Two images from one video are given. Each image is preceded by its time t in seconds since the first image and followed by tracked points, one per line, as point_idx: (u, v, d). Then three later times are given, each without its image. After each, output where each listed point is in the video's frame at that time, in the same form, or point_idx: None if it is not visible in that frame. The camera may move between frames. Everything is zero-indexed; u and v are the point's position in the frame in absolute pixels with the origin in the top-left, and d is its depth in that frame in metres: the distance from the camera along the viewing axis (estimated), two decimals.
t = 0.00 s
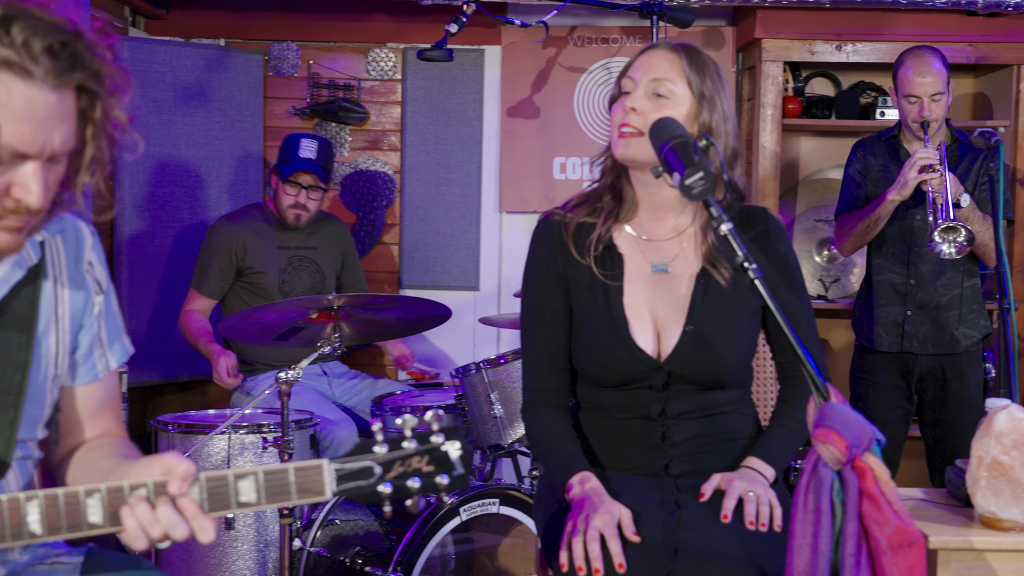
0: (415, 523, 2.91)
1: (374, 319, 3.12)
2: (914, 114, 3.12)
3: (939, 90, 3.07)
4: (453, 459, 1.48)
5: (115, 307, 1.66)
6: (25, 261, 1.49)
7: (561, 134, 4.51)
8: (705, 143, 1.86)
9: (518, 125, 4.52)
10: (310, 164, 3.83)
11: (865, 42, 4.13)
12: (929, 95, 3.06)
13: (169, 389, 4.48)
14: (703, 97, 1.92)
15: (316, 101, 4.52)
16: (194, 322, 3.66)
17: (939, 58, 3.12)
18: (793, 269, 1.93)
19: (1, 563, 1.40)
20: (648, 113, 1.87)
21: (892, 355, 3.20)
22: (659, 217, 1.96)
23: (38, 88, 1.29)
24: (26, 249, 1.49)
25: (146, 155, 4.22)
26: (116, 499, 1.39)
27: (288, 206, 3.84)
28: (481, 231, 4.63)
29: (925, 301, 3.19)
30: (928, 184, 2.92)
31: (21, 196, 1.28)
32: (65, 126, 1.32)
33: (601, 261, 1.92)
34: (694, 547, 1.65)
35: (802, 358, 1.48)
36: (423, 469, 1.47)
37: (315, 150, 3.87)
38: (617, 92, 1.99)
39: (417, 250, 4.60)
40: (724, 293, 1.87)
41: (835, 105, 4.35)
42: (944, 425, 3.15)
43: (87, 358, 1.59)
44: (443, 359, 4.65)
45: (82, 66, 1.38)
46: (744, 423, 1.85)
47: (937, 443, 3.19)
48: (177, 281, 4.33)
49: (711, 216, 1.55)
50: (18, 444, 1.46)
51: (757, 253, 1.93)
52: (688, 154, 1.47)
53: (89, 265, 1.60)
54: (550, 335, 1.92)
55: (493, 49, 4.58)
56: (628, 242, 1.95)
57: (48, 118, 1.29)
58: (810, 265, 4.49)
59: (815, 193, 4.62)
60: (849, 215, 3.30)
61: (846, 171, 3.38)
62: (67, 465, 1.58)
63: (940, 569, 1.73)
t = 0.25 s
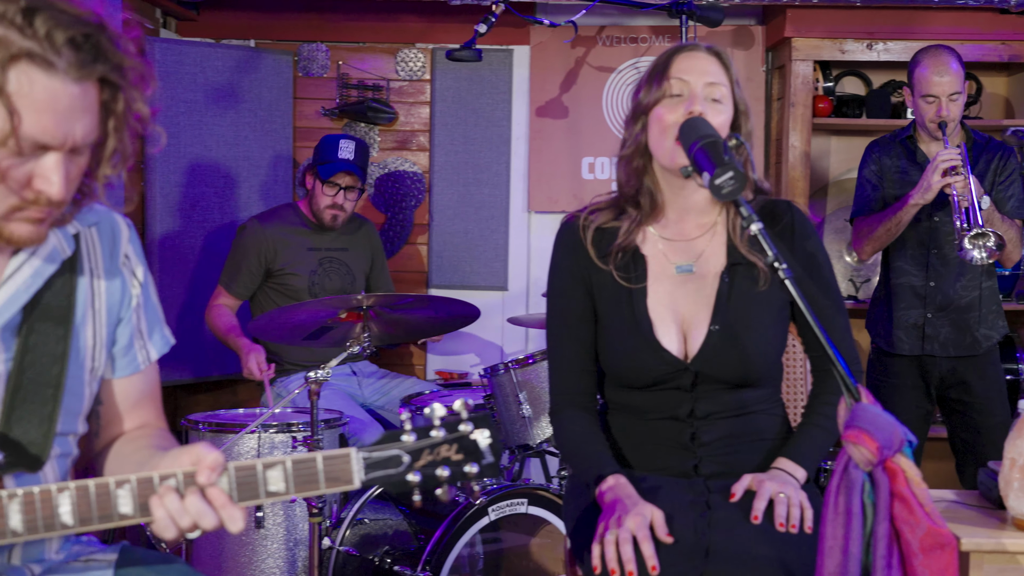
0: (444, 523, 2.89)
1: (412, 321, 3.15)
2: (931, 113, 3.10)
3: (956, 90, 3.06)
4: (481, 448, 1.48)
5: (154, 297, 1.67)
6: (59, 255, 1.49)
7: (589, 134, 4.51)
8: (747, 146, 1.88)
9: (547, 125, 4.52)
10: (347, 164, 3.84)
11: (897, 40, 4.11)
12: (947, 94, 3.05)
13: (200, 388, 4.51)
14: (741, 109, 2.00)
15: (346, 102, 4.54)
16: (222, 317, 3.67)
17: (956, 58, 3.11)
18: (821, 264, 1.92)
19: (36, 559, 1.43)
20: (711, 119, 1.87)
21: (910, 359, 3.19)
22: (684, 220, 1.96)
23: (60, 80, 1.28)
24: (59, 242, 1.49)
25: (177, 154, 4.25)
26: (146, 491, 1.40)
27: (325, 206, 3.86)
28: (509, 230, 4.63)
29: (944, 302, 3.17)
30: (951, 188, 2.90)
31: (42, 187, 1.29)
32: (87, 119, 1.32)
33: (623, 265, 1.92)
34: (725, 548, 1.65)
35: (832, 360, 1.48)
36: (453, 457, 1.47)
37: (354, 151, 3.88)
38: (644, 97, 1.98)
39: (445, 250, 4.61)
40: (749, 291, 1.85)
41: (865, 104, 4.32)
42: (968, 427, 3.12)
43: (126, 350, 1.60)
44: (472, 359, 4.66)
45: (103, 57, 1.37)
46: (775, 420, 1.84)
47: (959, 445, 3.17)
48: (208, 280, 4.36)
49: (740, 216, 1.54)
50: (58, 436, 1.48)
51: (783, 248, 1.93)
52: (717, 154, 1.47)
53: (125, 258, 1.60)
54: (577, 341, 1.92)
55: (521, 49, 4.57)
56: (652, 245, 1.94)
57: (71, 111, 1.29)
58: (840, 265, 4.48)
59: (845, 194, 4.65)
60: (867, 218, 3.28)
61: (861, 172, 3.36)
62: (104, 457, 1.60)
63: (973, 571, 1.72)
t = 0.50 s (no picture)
0: (471, 523, 2.89)
1: (443, 322, 3.16)
2: (954, 106, 3.10)
3: (977, 81, 3.07)
4: (511, 452, 1.52)
5: (184, 303, 1.68)
6: (94, 259, 1.51)
7: (617, 134, 4.50)
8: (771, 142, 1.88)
9: (574, 125, 4.52)
10: (343, 149, 3.90)
11: (926, 39, 4.09)
12: (967, 86, 3.05)
13: (228, 388, 4.53)
14: (763, 103, 2.00)
15: (373, 102, 4.55)
16: (256, 321, 3.71)
17: (977, 54, 3.13)
18: (848, 263, 1.91)
19: (67, 557, 1.44)
20: (731, 114, 1.86)
21: (934, 360, 3.17)
22: (711, 217, 1.93)
23: (88, 88, 1.30)
24: (94, 246, 1.52)
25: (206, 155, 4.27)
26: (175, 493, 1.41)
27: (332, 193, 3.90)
28: (536, 230, 4.63)
29: (970, 304, 3.13)
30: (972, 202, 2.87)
31: (73, 195, 1.29)
32: (117, 125, 1.32)
33: (648, 267, 1.92)
34: (751, 556, 1.64)
35: (862, 361, 1.46)
36: (481, 462, 1.50)
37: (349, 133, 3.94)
38: (665, 96, 1.98)
39: (473, 250, 4.61)
40: (774, 291, 1.84)
41: (895, 103, 4.30)
42: (993, 429, 3.10)
43: (156, 355, 1.61)
44: (499, 359, 4.66)
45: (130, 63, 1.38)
46: (804, 421, 1.83)
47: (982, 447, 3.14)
48: (239, 282, 4.39)
49: (769, 215, 1.54)
50: (92, 437, 1.50)
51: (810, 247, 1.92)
52: (745, 152, 1.47)
53: (158, 265, 1.61)
54: (603, 345, 1.92)
55: (549, 48, 4.58)
56: (678, 246, 1.94)
57: (99, 118, 1.30)
58: (869, 265, 4.47)
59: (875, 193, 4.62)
60: (890, 222, 3.26)
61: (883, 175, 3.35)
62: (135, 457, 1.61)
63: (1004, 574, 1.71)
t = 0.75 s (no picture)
0: (497, 522, 2.89)
1: (470, 321, 3.16)
2: (978, 96, 3.10)
3: (1001, 70, 3.08)
4: (538, 457, 1.52)
5: (210, 303, 1.69)
6: (122, 258, 1.52)
7: (643, 134, 4.49)
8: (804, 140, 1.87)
9: (600, 125, 4.51)
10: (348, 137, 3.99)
11: (955, 38, 4.06)
12: (991, 73, 3.07)
13: (256, 388, 4.55)
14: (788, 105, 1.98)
15: (400, 102, 4.56)
16: (284, 322, 3.72)
17: (1002, 49, 3.15)
18: (874, 260, 1.90)
19: (97, 556, 1.45)
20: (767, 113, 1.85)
21: (962, 360, 3.15)
22: (737, 216, 1.92)
23: (104, 99, 1.30)
24: (123, 247, 1.53)
25: (233, 156, 4.29)
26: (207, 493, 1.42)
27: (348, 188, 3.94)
28: (562, 230, 4.62)
29: (999, 305, 3.10)
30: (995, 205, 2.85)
31: (93, 204, 1.31)
32: (135, 134, 1.33)
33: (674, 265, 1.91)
34: (782, 548, 1.64)
35: (890, 361, 1.46)
36: (509, 466, 1.51)
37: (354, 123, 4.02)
38: (693, 96, 1.96)
39: (499, 250, 4.61)
40: (800, 290, 1.84)
41: (924, 102, 4.27)
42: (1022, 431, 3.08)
43: (179, 355, 1.61)
44: (526, 359, 4.66)
45: (147, 73, 1.39)
46: (832, 420, 1.83)
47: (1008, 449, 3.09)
48: (266, 281, 4.40)
49: (797, 215, 1.54)
50: (121, 436, 1.51)
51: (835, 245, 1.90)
52: (774, 153, 1.46)
53: (186, 265, 1.62)
54: (627, 344, 1.92)
55: (575, 48, 4.57)
56: (702, 246, 1.93)
57: (116, 129, 1.31)
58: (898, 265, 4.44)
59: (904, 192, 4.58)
60: (916, 222, 3.25)
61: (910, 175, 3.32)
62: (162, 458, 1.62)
63: None
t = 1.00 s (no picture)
0: (523, 522, 2.89)
1: (497, 322, 3.16)
2: (1011, 95, 3.08)
3: None
4: (560, 440, 1.56)
5: (240, 295, 1.71)
6: (149, 249, 1.53)
7: (669, 133, 4.48)
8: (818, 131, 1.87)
9: (626, 125, 4.50)
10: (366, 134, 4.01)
11: (985, 36, 4.02)
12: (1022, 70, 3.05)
13: (283, 387, 4.57)
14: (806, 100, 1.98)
15: (426, 102, 4.56)
16: (312, 322, 3.74)
17: None
18: (901, 255, 1.90)
19: (127, 553, 1.47)
20: (780, 104, 1.85)
21: (993, 361, 3.12)
22: (761, 216, 1.92)
23: (115, 93, 1.31)
24: (149, 238, 1.53)
25: (260, 155, 4.31)
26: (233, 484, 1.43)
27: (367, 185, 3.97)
28: (588, 230, 4.62)
29: None
30: None
31: (112, 197, 1.31)
32: (151, 127, 1.34)
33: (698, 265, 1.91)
34: (806, 548, 1.65)
35: (919, 362, 1.46)
36: (532, 450, 1.55)
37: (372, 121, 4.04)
38: (708, 95, 1.97)
39: (524, 250, 4.61)
40: (826, 288, 1.83)
41: (953, 101, 4.24)
42: None
43: (212, 347, 1.63)
44: (552, 359, 4.66)
45: (156, 62, 1.38)
46: (858, 421, 1.82)
47: None
48: (293, 280, 4.41)
49: (825, 215, 1.54)
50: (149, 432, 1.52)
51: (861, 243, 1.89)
52: (801, 153, 1.45)
53: (214, 256, 1.64)
54: (652, 344, 1.92)
55: (602, 48, 4.57)
56: (726, 245, 1.92)
57: (130, 123, 1.31)
58: (926, 265, 4.41)
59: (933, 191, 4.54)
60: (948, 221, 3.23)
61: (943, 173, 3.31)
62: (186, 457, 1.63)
63: None
